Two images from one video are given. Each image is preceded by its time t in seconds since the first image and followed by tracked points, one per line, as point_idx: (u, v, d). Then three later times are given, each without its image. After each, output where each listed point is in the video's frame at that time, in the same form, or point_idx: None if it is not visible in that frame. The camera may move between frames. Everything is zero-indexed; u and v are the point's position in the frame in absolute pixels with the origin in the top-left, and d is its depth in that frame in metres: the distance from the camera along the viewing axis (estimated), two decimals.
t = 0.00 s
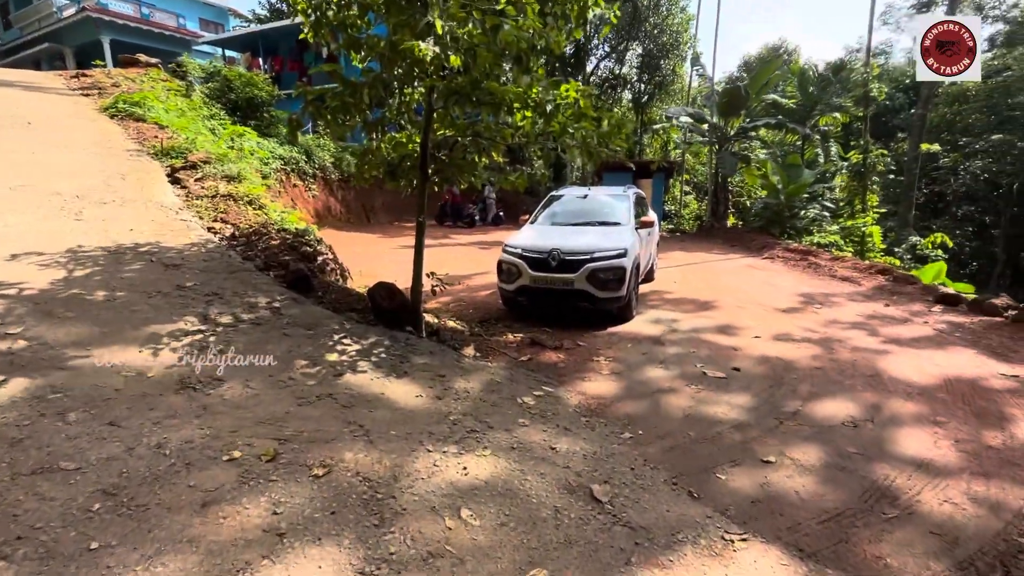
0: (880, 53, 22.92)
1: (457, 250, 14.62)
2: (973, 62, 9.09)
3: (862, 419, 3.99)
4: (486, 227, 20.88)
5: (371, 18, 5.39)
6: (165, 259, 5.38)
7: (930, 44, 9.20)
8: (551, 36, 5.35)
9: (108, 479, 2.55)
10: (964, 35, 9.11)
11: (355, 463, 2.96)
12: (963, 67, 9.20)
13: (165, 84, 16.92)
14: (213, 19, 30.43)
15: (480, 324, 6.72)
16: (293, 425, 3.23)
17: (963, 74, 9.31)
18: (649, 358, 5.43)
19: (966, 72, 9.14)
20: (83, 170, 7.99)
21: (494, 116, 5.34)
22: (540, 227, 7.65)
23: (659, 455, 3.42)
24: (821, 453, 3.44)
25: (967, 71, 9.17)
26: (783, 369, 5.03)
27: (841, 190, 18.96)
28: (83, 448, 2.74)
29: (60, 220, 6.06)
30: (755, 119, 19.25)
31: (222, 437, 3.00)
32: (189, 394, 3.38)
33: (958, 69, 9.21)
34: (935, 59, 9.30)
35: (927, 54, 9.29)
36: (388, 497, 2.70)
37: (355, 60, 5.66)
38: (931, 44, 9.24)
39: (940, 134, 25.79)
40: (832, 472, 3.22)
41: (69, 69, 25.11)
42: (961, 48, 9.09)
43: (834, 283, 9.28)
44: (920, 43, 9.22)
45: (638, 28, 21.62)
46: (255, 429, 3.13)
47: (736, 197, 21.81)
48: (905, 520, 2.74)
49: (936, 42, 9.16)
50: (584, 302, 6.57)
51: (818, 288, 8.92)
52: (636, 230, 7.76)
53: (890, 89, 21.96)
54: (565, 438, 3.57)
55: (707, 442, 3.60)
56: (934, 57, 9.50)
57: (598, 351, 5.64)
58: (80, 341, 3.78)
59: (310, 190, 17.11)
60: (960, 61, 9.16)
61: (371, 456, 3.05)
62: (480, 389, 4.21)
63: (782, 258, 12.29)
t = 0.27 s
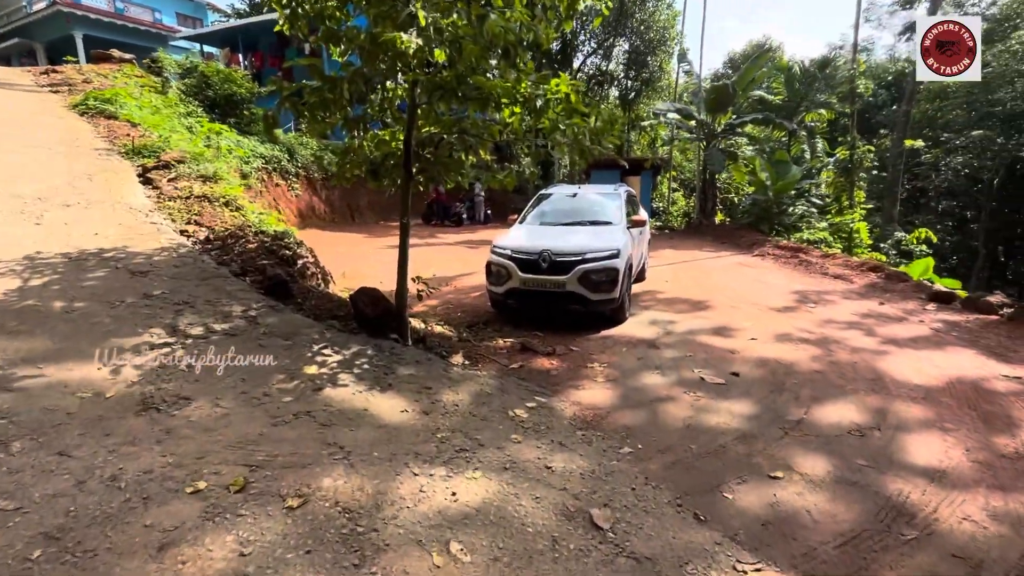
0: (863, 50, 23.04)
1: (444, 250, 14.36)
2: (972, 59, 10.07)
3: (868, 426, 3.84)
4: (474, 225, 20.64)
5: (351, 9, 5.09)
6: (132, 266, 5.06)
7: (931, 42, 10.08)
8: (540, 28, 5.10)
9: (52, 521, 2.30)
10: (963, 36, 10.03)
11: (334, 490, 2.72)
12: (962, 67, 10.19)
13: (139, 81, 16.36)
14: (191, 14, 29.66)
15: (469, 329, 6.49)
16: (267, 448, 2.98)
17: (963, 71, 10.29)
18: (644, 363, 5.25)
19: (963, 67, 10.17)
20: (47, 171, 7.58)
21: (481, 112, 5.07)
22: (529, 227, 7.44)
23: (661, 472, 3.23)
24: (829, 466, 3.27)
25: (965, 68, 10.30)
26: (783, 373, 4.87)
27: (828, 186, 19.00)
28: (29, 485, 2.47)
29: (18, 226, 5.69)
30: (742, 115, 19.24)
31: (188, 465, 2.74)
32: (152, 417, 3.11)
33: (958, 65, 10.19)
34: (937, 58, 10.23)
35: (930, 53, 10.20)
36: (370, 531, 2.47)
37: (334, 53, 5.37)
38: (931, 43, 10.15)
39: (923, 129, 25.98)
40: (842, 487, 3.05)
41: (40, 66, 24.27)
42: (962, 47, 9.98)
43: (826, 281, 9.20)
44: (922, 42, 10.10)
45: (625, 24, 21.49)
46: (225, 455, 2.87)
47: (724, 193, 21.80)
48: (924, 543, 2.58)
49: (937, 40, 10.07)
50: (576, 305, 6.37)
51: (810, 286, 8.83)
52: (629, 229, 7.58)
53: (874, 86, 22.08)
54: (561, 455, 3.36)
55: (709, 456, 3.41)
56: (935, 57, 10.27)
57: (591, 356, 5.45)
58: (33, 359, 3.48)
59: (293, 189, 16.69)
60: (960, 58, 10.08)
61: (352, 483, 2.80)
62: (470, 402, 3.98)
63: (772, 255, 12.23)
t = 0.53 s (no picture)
0: (850, 46, 23.10)
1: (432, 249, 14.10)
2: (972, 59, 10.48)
3: (873, 430, 3.68)
4: (463, 224, 20.40)
5: None
6: (98, 270, 4.77)
7: (930, 42, 10.47)
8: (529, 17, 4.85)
9: None
10: (964, 36, 10.43)
11: (308, 515, 2.49)
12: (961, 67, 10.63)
13: (116, 77, 15.87)
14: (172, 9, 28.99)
15: (457, 331, 6.26)
16: (236, 468, 2.75)
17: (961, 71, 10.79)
18: (639, 366, 5.06)
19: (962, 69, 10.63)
20: (11, 171, 7.22)
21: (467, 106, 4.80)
22: (519, 225, 7.24)
23: (660, 485, 3.05)
24: (836, 476, 3.10)
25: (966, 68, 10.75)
26: (782, 375, 4.71)
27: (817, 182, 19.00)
28: None
29: None
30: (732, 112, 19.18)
31: (147, 490, 2.51)
32: (110, 435, 2.87)
33: (958, 66, 10.67)
34: (938, 58, 10.63)
35: (929, 54, 10.61)
36: (346, 562, 2.25)
37: (313, 45, 5.11)
38: (930, 43, 10.51)
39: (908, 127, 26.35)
40: (852, 499, 2.89)
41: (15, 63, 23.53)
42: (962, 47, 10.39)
43: (819, 278, 9.10)
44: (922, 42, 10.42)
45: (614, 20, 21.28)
46: (189, 477, 2.63)
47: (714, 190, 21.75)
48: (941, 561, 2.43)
49: (936, 40, 10.43)
50: (567, 306, 6.17)
51: (803, 283, 8.73)
52: (621, 227, 7.40)
53: (860, 82, 22.15)
54: (554, 468, 3.16)
55: (710, 466, 3.24)
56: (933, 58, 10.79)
57: (584, 358, 5.26)
58: None
59: (276, 188, 16.31)
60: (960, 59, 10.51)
61: (329, 505, 2.58)
62: (457, 412, 3.76)
63: (764, 252, 12.14)
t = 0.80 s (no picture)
0: (841, 42, 23.05)
1: (422, 248, 13.81)
2: (972, 57, 10.97)
3: (885, 438, 3.47)
4: (454, 223, 20.11)
5: None
6: (58, 275, 4.46)
7: (931, 43, 11.00)
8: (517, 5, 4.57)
9: None
10: (964, 36, 10.88)
11: (271, 551, 2.23)
12: (962, 65, 11.22)
13: (94, 73, 15.40)
14: (156, 5, 28.39)
15: (445, 335, 6.02)
16: (192, 497, 2.47)
17: (961, 70, 11.37)
18: (635, 370, 4.84)
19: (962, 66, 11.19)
20: None
21: (452, 97, 4.49)
22: (509, 224, 6.99)
23: (660, 504, 2.82)
24: (849, 492, 2.88)
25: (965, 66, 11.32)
26: (784, 379, 4.49)
27: (810, 179, 18.88)
28: None
29: None
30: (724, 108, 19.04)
31: (88, 525, 2.24)
32: (52, 461, 2.59)
33: (959, 64, 11.25)
34: (938, 58, 11.17)
35: (930, 54, 11.15)
36: None
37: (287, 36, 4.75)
38: (930, 44, 11.05)
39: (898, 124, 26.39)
40: (868, 518, 2.67)
41: None
42: (962, 47, 10.87)
43: (816, 276, 8.93)
44: (923, 43, 10.99)
45: (605, 16, 21.06)
46: (138, 508, 2.37)
47: (707, 187, 21.62)
48: None
49: (936, 41, 10.96)
50: (560, 308, 5.93)
51: (800, 282, 8.56)
52: (615, 226, 7.17)
53: (852, 78, 22.06)
54: (547, 487, 2.92)
55: (714, 481, 3.01)
56: (935, 57, 11.28)
57: (577, 362, 5.02)
58: None
59: (262, 187, 15.92)
60: (960, 57, 11.00)
61: (295, 537, 2.32)
62: (443, 425, 3.51)
63: (758, 249, 11.98)
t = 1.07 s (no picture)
0: (835, 38, 22.92)
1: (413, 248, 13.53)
2: (970, 58, 11.00)
3: (900, 455, 3.26)
4: (446, 222, 19.82)
5: None
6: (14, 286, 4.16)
7: (930, 44, 10.89)
8: None
9: None
10: (964, 35, 10.85)
11: None
12: (961, 66, 11.19)
13: (73, 70, 14.96)
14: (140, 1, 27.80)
15: (434, 341, 5.76)
16: (142, 538, 2.21)
17: (959, 70, 11.37)
18: (632, 378, 4.61)
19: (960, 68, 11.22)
20: None
21: (437, 93, 4.19)
22: (500, 224, 6.74)
23: (662, 535, 2.58)
24: (866, 519, 2.66)
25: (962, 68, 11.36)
26: (789, 388, 4.28)
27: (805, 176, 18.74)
28: None
29: None
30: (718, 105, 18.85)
31: None
32: None
33: (956, 66, 11.24)
34: (938, 58, 11.09)
35: (930, 54, 11.02)
36: None
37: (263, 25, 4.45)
38: (930, 44, 10.92)
39: (891, 120, 26.34)
40: (888, 550, 2.45)
41: None
42: (960, 47, 10.88)
43: (814, 276, 8.74)
44: (924, 43, 10.84)
45: (598, 11, 20.79)
46: (79, 554, 2.10)
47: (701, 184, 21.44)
48: None
49: (936, 41, 10.86)
50: (553, 313, 5.69)
51: (799, 282, 8.37)
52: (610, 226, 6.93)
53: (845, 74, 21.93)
54: (540, 516, 2.68)
55: (719, 506, 2.79)
56: (934, 57, 11.18)
57: (572, 370, 4.79)
58: None
59: (249, 187, 15.57)
60: (959, 57, 11.00)
61: None
62: (427, 444, 3.26)
63: (755, 248, 11.79)
